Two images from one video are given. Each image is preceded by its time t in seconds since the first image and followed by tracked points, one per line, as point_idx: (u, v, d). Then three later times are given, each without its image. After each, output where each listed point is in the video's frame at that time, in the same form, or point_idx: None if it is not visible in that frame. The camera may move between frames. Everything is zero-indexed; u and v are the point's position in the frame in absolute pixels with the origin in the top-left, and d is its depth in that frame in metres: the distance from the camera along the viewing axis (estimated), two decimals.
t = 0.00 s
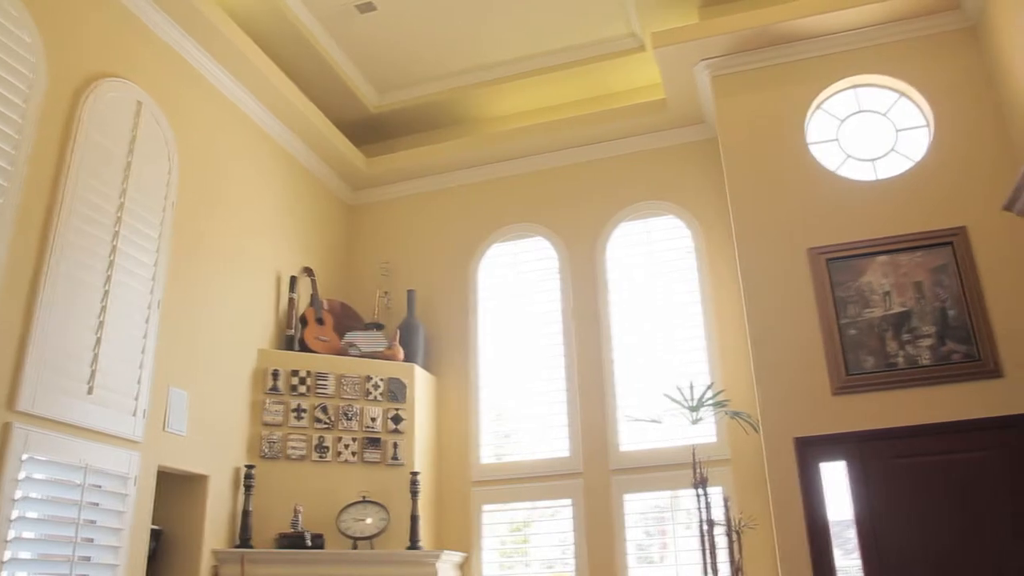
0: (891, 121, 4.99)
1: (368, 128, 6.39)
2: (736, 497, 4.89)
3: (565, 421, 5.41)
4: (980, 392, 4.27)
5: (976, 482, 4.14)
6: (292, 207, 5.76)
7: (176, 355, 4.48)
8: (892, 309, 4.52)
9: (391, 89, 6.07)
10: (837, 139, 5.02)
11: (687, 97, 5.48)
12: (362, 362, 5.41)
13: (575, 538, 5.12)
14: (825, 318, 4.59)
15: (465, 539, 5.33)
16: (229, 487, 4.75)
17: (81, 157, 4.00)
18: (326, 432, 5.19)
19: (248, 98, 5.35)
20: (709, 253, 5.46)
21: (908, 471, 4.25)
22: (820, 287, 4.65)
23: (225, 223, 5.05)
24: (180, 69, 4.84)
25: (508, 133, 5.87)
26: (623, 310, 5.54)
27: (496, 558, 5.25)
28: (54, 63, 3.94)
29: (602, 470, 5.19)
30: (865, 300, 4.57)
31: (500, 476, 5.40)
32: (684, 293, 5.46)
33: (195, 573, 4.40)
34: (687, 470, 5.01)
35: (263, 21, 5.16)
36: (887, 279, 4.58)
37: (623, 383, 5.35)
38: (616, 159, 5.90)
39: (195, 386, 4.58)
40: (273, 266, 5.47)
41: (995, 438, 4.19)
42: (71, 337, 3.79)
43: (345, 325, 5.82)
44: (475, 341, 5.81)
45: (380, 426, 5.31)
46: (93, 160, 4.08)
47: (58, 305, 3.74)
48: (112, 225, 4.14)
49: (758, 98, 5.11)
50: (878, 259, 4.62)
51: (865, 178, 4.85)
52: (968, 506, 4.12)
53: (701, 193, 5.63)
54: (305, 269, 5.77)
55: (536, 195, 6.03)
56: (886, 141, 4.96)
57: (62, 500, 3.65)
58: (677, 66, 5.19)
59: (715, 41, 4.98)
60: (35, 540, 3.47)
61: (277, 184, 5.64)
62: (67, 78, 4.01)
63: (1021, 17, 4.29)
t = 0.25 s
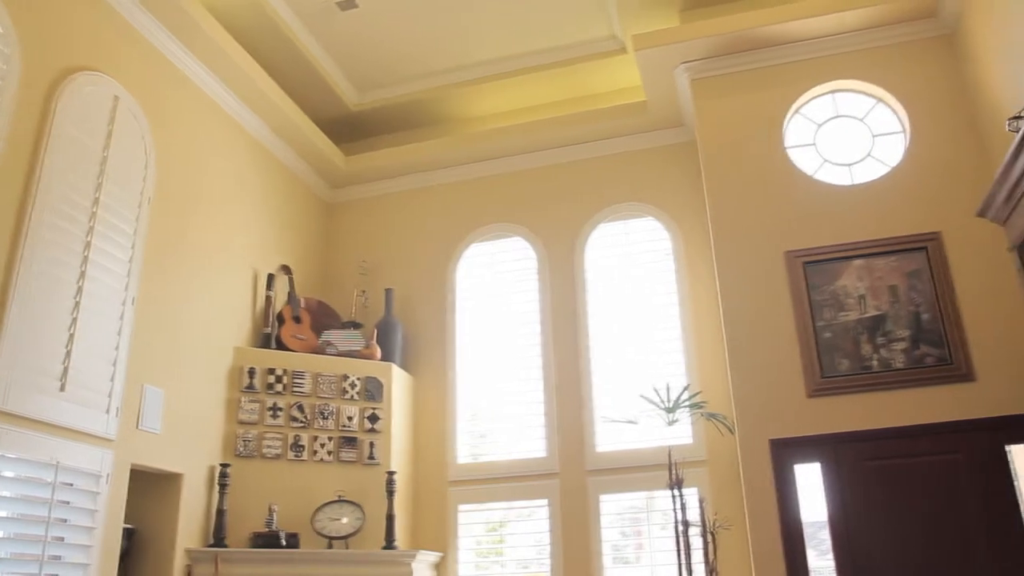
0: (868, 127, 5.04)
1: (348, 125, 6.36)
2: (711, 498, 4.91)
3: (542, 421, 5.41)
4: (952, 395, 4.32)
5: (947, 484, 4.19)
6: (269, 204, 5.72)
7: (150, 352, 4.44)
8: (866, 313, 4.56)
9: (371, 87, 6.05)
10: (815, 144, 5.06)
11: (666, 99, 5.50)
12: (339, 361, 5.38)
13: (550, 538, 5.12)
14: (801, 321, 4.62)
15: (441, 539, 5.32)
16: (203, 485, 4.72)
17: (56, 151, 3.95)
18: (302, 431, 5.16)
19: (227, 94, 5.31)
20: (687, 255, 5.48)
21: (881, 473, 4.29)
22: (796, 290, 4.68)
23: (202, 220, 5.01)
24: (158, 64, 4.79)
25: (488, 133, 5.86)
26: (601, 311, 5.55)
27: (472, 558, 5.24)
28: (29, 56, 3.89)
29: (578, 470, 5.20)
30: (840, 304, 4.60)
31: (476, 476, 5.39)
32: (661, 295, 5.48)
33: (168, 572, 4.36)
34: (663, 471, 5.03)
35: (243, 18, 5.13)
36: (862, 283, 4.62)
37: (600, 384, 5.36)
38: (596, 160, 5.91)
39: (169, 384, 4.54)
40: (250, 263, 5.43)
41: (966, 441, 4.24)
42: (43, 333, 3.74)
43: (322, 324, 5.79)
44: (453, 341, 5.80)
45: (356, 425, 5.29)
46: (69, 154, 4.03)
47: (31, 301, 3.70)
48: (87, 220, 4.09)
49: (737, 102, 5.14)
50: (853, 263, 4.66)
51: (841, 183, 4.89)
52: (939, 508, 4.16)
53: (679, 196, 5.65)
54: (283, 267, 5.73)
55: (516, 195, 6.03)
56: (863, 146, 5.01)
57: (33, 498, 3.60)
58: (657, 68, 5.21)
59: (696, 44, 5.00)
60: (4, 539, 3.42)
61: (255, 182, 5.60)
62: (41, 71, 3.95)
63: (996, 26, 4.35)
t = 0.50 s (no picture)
0: (841, 133, 5.09)
1: (323, 123, 6.32)
2: (682, 500, 4.93)
3: (515, 422, 5.41)
4: (920, 399, 4.38)
5: (914, 487, 4.24)
6: (243, 201, 5.67)
7: (120, 349, 4.38)
8: (838, 316, 4.60)
9: (347, 85, 6.01)
10: (789, 148, 5.10)
11: (643, 102, 5.52)
12: (311, 359, 5.35)
13: (522, 538, 5.12)
14: (773, 324, 4.65)
15: (412, 539, 5.30)
16: (173, 484, 4.66)
17: (25, 144, 3.89)
18: (273, 430, 5.12)
19: (201, 89, 5.25)
20: (661, 257, 5.51)
21: (850, 475, 4.33)
22: (768, 293, 4.72)
23: (174, 215, 4.95)
24: (131, 56, 4.73)
25: (465, 133, 5.85)
26: (575, 312, 5.56)
27: (443, 558, 5.23)
28: None
29: (550, 471, 5.21)
30: (812, 307, 4.64)
31: (448, 476, 5.38)
32: (635, 297, 5.50)
33: (134, 571, 4.31)
34: (634, 472, 5.05)
35: (220, 13, 5.08)
36: (834, 287, 4.66)
37: (573, 385, 5.37)
38: (572, 161, 5.92)
39: (139, 381, 4.48)
40: (223, 260, 5.38)
41: (934, 444, 4.29)
42: (11, 327, 3.68)
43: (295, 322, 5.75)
44: (427, 340, 5.78)
45: (328, 424, 5.25)
46: (38, 147, 3.97)
47: None
48: (56, 214, 4.03)
49: (712, 106, 5.17)
50: (825, 267, 4.71)
51: (814, 188, 4.94)
52: (907, 510, 4.21)
53: (655, 198, 5.68)
54: (256, 264, 5.68)
55: (491, 195, 6.02)
56: (836, 152, 5.06)
57: None
58: (633, 70, 5.23)
59: (672, 47, 5.02)
60: None
61: (229, 178, 5.55)
62: (11, 62, 3.89)
63: (968, 36, 4.41)
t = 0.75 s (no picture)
0: (816, 138, 5.14)
1: (301, 120, 6.28)
2: (656, 501, 4.96)
3: (490, 422, 5.40)
4: (892, 402, 4.43)
5: (884, 489, 4.29)
6: (218, 198, 5.62)
7: (92, 346, 4.33)
8: (811, 320, 4.64)
9: (326, 82, 5.98)
10: (765, 153, 5.14)
11: (621, 104, 5.53)
12: (286, 357, 5.31)
13: (496, 539, 5.12)
14: (748, 327, 4.68)
15: (386, 539, 5.28)
16: (144, 483, 4.61)
17: None
18: (247, 428, 5.08)
19: (177, 84, 5.20)
20: (638, 259, 5.53)
21: (822, 478, 4.37)
22: (743, 296, 4.75)
23: (149, 211, 4.90)
24: (107, 50, 4.68)
25: (443, 132, 5.84)
26: (552, 313, 5.57)
27: (416, 559, 5.22)
28: None
29: (525, 471, 5.21)
30: (786, 311, 4.68)
31: (422, 475, 5.36)
32: (611, 298, 5.51)
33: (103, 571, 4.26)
34: (609, 473, 5.06)
35: (197, 7, 5.03)
36: (808, 291, 4.70)
37: (549, 386, 5.38)
38: (549, 162, 5.93)
39: (110, 378, 4.43)
40: (197, 257, 5.33)
41: (904, 447, 4.34)
42: None
43: (270, 320, 5.70)
44: (403, 340, 5.76)
45: (302, 423, 5.22)
46: (10, 140, 3.91)
47: None
48: (27, 208, 3.97)
49: (689, 109, 5.20)
50: (800, 271, 4.74)
51: (790, 192, 4.98)
52: (878, 513, 4.25)
53: (632, 200, 5.70)
54: (231, 262, 5.64)
55: (469, 195, 6.01)
56: (811, 156, 5.10)
57: None
58: (612, 73, 5.24)
59: (650, 50, 5.05)
60: None
61: (205, 174, 5.50)
62: None
63: (941, 44, 4.47)
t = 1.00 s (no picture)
0: (794, 142, 5.18)
1: (280, 117, 6.24)
2: (631, 502, 4.97)
3: (466, 422, 5.40)
4: (865, 405, 4.48)
5: (855, 491, 4.33)
6: (195, 194, 5.58)
7: (64, 342, 4.27)
8: (787, 323, 4.68)
9: (305, 79, 5.95)
10: (742, 156, 5.18)
11: (601, 105, 5.54)
12: (262, 355, 5.28)
13: (472, 539, 5.12)
14: (724, 330, 4.71)
15: (361, 538, 5.26)
16: (116, 481, 4.56)
17: None
18: (221, 427, 5.04)
19: (154, 78, 5.15)
20: (616, 260, 5.54)
21: (795, 479, 4.41)
22: (719, 298, 4.77)
23: (124, 206, 4.85)
24: (83, 43, 4.62)
25: (423, 131, 5.82)
26: (529, 313, 5.57)
27: (391, 558, 5.20)
28: None
29: (501, 471, 5.21)
30: (762, 313, 4.71)
31: (398, 475, 5.35)
32: (588, 299, 5.52)
33: (74, 570, 4.21)
34: (584, 474, 5.07)
35: (175, 2, 4.98)
36: (783, 294, 4.74)
37: (525, 386, 5.38)
38: (528, 163, 5.93)
39: (83, 375, 4.38)
40: (173, 253, 5.28)
41: (877, 449, 4.39)
42: None
43: (246, 318, 5.66)
44: (379, 339, 5.74)
45: (278, 422, 5.19)
46: None
47: None
48: None
49: (668, 112, 5.22)
50: (776, 274, 4.78)
51: (767, 195, 5.01)
52: (850, 513, 4.29)
53: (610, 201, 5.71)
54: (207, 259, 5.59)
55: (448, 195, 6.00)
56: (788, 160, 5.14)
57: None
58: (591, 74, 5.25)
59: (630, 53, 5.06)
60: None
61: (182, 169, 5.45)
62: None
63: (917, 51, 4.52)
